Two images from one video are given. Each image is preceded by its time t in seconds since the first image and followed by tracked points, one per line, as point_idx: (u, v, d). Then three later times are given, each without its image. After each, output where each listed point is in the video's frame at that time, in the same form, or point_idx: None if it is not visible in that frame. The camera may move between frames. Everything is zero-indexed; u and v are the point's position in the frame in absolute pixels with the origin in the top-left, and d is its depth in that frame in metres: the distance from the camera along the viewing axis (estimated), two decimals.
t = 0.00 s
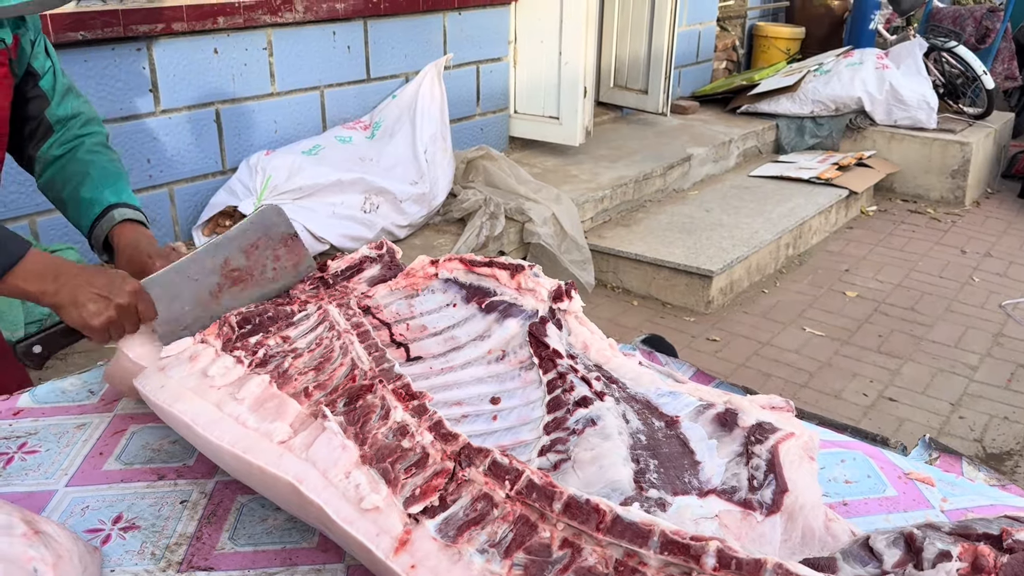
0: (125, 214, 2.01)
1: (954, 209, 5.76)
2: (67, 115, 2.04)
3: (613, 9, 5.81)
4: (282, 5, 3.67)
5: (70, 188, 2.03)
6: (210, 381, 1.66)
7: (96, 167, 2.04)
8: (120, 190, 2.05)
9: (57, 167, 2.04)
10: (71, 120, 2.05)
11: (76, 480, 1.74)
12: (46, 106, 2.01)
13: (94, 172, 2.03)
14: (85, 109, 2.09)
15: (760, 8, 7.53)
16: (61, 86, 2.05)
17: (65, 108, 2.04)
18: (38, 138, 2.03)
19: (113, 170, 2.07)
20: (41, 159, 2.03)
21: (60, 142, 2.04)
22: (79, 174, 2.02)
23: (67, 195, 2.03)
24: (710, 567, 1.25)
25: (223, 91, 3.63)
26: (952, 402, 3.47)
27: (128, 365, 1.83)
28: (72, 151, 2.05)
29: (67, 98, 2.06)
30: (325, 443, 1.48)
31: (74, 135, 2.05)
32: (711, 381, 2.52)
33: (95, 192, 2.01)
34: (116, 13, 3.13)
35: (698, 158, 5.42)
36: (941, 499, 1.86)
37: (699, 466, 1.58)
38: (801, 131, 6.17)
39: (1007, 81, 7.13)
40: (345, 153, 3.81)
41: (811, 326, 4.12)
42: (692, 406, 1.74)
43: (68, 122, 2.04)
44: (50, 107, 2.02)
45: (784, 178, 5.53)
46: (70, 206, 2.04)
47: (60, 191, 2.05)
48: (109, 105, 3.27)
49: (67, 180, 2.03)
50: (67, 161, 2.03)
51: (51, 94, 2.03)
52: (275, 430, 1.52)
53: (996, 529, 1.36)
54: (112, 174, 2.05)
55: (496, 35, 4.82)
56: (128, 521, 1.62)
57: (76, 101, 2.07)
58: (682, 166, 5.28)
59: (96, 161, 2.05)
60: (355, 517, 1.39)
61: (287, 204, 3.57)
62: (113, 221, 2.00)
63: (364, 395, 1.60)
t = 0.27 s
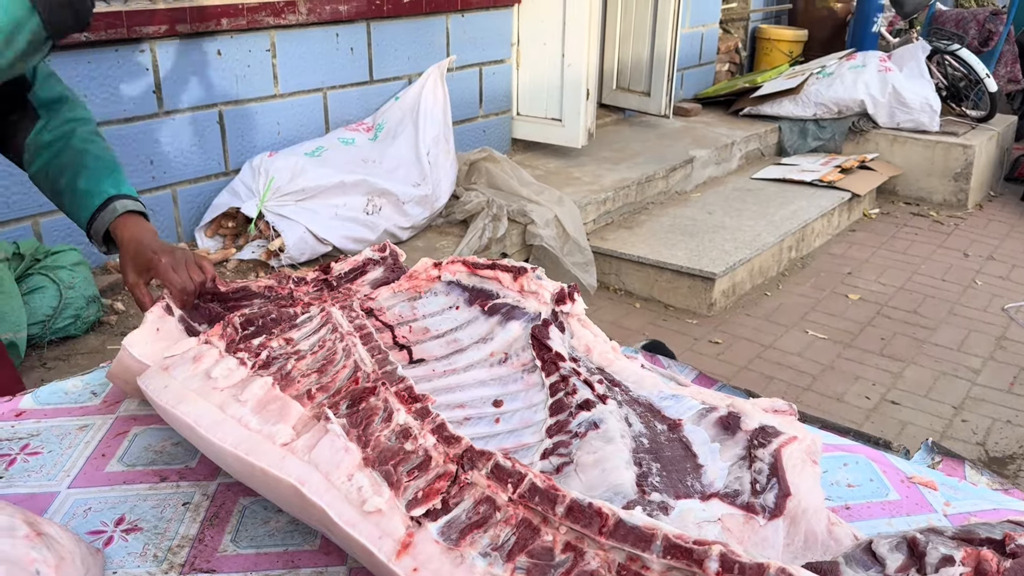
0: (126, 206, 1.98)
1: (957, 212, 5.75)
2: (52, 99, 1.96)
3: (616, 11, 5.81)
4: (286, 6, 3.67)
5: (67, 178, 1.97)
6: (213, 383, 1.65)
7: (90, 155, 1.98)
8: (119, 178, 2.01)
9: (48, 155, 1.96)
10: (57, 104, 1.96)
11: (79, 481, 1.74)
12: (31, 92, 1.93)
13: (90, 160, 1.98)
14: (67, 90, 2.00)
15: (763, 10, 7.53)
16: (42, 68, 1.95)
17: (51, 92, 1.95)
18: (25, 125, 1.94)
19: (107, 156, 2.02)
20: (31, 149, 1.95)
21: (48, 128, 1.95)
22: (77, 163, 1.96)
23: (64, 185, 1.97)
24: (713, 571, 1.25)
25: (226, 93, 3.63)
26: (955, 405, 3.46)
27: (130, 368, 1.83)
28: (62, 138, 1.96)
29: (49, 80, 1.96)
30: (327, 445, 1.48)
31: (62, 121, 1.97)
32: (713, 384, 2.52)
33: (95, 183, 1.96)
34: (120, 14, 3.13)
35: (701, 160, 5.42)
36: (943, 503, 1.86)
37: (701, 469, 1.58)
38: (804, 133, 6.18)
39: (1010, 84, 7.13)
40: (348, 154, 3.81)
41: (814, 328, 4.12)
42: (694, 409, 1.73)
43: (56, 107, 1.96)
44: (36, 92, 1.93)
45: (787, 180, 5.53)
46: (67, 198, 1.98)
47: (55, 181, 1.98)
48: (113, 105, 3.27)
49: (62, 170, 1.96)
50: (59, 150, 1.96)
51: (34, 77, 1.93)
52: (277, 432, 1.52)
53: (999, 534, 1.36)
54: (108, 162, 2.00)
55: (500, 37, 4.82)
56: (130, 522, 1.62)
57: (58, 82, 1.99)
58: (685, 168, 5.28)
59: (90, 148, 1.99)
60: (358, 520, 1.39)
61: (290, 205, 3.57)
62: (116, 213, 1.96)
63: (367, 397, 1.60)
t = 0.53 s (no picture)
0: (122, 212, 2.02)
1: (959, 214, 5.75)
2: (37, 119, 2.02)
3: (618, 13, 5.81)
4: (288, 8, 3.68)
5: (57, 193, 2.00)
6: (215, 386, 1.65)
7: (79, 167, 2.02)
8: (111, 186, 2.03)
9: (39, 174, 2.02)
10: (43, 124, 2.03)
11: (82, 485, 1.74)
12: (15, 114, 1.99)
13: (79, 172, 2.01)
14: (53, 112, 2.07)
15: (765, 13, 7.54)
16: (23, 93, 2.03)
17: (35, 113, 2.02)
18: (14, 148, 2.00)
19: (97, 168, 2.05)
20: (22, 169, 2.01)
21: (37, 148, 2.01)
22: (64, 176, 2.00)
23: (55, 200, 2.01)
24: None
25: (229, 95, 3.64)
26: (957, 409, 3.46)
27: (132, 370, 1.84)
28: (50, 156, 2.02)
29: (33, 104, 2.03)
30: (330, 448, 1.48)
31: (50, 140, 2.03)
32: (715, 387, 2.52)
33: (86, 192, 1.99)
34: (123, 16, 3.14)
35: (702, 163, 5.42)
36: (946, 508, 1.86)
37: (704, 474, 1.58)
38: (806, 136, 6.21)
39: (1013, 87, 7.12)
40: (350, 156, 3.81)
41: (816, 331, 4.12)
42: (696, 413, 1.74)
43: (41, 126, 2.02)
44: (20, 113, 2.00)
45: (789, 183, 5.53)
46: (61, 212, 2.01)
47: (48, 197, 2.03)
48: (116, 107, 3.28)
49: (53, 185, 2.01)
50: (49, 167, 2.01)
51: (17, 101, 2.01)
52: (279, 435, 1.52)
53: (1002, 539, 1.36)
54: (98, 172, 2.04)
55: (502, 39, 4.82)
56: (132, 526, 1.62)
57: (40, 104, 2.05)
58: (686, 170, 5.28)
59: (78, 162, 2.03)
60: (360, 524, 1.39)
61: (292, 207, 3.57)
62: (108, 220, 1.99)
63: (369, 400, 1.60)
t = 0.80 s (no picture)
0: (126, 207, 2.04)
1: (961, 217, 5.74)
2: (43, 110, 2.06)
3: (620, 15, 5.81)
4: (291, 9, 3.68)
5: (60, 183, 2.04)
6: (219, 383, 1.66)
7: (82, 159, 2.05)
8: (113, 180, 2.06)
9: (41, 163, 2.05)
10: (48, 114, 2.07)
11: (83, 484, 1.74)
12: (22, 103, 2.04)
13: (82, 164, 2.05)
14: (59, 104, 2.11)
15: (768, 15, 7.54)
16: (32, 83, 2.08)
17: (41, 103, 2.06)
18: (17, 136, 2.04)
19: (100, 160, 2.09)
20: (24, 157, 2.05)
21: (40, 138, 2.05)
22: (66, 168, 2.04)
23: (56, 190, 2.05)
24: None
25: (231, 95, 3.64)
26: (959, 411, 3.46)
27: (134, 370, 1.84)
28: (54, 145, 2.06)
29: (41, 95, 2.08)
30: (333, 447, 1.48)
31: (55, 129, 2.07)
32: (717, 389, 2.51)
33: (88, 185, 2.02)
34: (125, 17, 3.14)
35: (704, 165, 5.42)
36: (949, 511, 1.85)
37: (706, 475, 1.58)
38: (808, 138, 6.21)
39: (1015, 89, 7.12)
40: (353, 156, 3.82)
41: (818, 333, 4.11)
42: (700, 414, 1.73)
43: (46, 116, 2.06)
44: (26, 103, 2.04)
45: (791, 185, 5.53)
46: (62, 202, 2.04)
47: (49, 187, 2.06)
48: (119, 108, 3.28)
49: (55, 175, 2.04)
50: (52, 156, 2.05)
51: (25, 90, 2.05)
52: (283, 433, 1.52)
53: (1006, 542, 1.35)
54: (101, 165, 2.07)
55: (504, 41, 4.83)
56: (134, 525, 1.62)
57: (46, 95, 2.10)
58: (688, 172, 5.27)
59: (81, 153, 2.07)
60: (362, 523, 1.39)
61: (294, 207, 3.58)
62: (111, 213, 2.01)
63: (373, 399, 1.60)
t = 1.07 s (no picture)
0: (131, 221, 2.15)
1: (962, 219, 5.74)
2: (54, 117, 2.10)
3: (622, 16, 5.81)
4: (293, 11, 3.68)
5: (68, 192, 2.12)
6: (218, 390, 1.65)
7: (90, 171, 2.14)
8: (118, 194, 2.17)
9: (49, 169, 2.11)
10: (59, 122, 2.11)
11: (84, 485, 1.74)
12: (36, 110, 2.07)
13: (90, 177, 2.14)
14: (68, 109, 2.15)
15: (769, 17, 7.54)
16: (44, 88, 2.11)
17: (53, 111, 2.10)
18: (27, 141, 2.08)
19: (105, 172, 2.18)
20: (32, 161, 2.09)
21: (49, 145, 2.10)
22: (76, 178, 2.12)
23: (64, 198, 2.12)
24: None
25: (233, 96, 3.64)
26: (960, 414, 3.45)
27: (134, 371, 1.84)
28: (62, 153, 2.12)
29: (52, 101, 2.11)
30: (332, 454, 1.48)
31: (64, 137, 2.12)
32: (719, 391, 2.51)
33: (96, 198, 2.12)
34: (127, 17, 3.14)
35: (705, 166, 5.42)
36: (950, 514, 1.85)
37: (707, 478, 1.58)
38: (810, 140, 6.22)
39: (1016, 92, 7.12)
40: (353, 158, 3.82)
41: (820, 335, 4.11)
42: (701, 417, 1.73)
43: (57, 124, 2.11)
44: (40, 109, 2.08)
45: (792, 186, 5.53)
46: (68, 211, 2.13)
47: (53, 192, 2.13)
48: (120, 109, 3.28)
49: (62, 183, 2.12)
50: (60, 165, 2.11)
51: (38, 96, 2.09)
52: (283, 439, 1.52)
53: (1009, 546, 1.35)
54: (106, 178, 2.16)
55: (506, 42, 4.83)
56: (135, 527, 1.61)
57: (58, 101, 2.13)
58: (689, 174, 5.27)
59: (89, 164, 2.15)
60: (363, 528, 1.39)
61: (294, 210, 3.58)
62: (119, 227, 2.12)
63: (373, 404, 1.60)
